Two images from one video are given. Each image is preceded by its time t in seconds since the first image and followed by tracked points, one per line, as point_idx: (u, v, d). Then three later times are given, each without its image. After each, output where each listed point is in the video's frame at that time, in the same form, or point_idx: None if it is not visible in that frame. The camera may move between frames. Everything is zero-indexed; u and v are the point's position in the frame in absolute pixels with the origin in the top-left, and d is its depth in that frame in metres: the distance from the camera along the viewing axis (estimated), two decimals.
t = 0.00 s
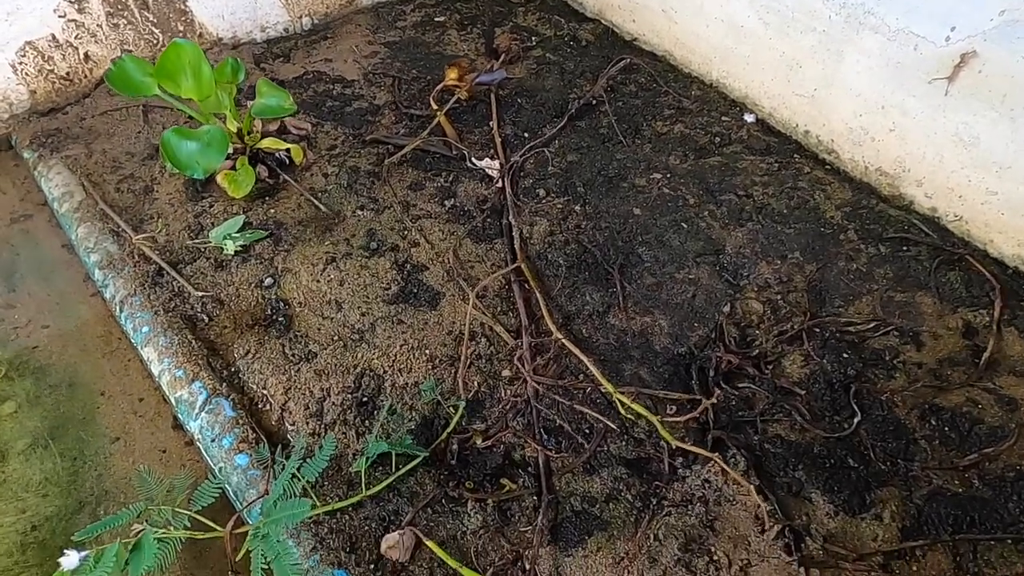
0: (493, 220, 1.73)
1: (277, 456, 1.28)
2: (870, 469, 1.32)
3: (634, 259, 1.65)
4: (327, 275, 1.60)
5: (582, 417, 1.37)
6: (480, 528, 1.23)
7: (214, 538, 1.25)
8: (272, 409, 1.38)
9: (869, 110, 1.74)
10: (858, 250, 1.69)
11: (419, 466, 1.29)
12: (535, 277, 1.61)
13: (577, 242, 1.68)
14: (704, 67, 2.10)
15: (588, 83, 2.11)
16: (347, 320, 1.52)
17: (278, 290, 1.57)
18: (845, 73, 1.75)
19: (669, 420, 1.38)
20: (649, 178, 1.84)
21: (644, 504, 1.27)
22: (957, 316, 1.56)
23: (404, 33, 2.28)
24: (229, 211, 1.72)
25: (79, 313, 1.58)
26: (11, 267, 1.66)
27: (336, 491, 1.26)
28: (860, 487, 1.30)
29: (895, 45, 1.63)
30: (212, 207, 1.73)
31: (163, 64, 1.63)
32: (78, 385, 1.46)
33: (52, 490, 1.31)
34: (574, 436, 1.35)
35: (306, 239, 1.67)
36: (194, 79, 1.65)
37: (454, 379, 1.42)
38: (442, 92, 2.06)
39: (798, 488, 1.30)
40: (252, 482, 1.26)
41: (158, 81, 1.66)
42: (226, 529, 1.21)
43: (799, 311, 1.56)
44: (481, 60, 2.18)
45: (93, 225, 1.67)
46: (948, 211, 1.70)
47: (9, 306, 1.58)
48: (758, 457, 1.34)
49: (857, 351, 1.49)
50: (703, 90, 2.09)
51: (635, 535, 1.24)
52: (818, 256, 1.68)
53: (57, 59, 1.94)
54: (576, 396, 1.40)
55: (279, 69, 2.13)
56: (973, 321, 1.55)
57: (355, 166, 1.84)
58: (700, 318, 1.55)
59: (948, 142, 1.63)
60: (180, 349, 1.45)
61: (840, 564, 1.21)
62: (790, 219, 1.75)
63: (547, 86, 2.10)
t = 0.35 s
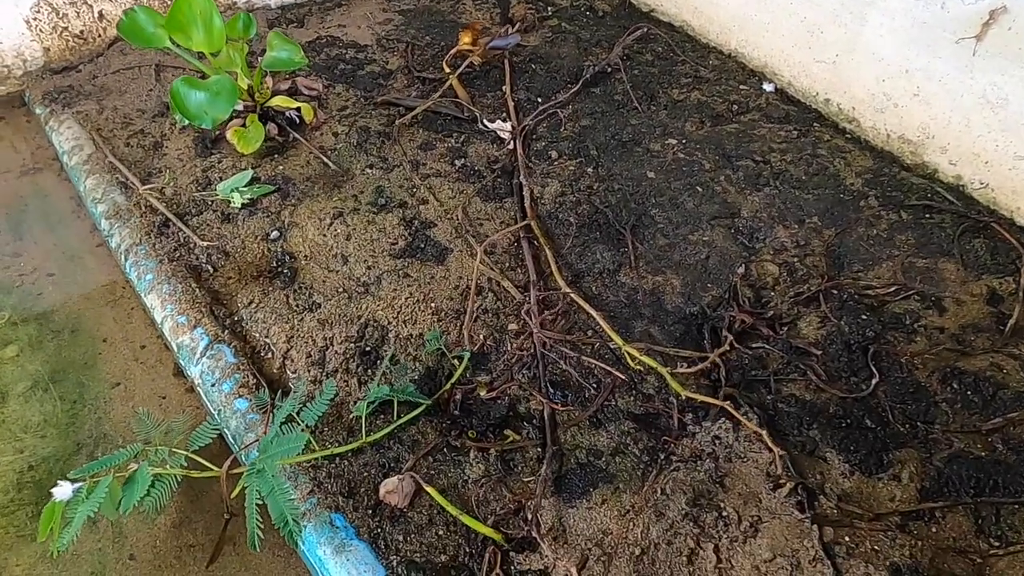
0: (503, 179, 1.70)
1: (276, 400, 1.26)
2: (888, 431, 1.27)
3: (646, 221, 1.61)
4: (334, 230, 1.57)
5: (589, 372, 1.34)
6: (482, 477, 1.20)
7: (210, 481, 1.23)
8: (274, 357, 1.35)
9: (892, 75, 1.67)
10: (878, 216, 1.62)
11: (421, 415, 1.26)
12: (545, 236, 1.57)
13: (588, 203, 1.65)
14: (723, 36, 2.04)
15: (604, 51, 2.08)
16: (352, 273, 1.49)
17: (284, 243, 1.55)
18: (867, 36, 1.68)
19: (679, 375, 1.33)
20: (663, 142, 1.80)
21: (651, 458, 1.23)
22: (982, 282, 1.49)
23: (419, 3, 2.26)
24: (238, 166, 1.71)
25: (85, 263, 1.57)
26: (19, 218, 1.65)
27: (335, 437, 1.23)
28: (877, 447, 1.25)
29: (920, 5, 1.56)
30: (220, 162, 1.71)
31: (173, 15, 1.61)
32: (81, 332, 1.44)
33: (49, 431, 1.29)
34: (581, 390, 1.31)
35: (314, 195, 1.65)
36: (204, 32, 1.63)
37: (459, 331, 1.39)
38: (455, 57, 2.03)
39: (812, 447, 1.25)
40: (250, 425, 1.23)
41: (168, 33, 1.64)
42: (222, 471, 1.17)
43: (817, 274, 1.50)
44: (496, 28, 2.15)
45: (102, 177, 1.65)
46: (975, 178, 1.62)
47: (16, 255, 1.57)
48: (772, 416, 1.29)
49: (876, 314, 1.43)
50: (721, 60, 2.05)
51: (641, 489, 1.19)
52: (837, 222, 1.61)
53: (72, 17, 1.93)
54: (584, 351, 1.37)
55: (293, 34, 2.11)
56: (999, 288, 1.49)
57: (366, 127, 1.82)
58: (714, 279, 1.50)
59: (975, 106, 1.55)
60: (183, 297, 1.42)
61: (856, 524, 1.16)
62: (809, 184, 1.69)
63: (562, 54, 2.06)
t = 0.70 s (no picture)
0: (549, 162, 1.69)
1: (332, 371, 1.26)
2: (947, 416, 1.26)
3: (694, 205, 1.60)
4: (382, 208, 1.58)
5: (643, 352, 1.33)
6: (538, 452, 1.19)
7: (264, 450, 1.24)
8: (326, 330, 1.35)
9: (944, 63, 1.65)
10: (928, 205, 1.60)
11: (475, 390, 1.26)
12: (593, 218, 1.56)
13: (636, 187, 1.64)
14: (766, 26, 2.03)
15: (645, 39, 2.07)
16: (401, 250, 1.49)
17: (332, 220, 1.55)
18: (920, 23, 1.66)
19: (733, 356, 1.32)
20: (709, 129, 1.79)
21: (708, 437, 1.22)
22: None
23: None
24: (285, 145, 1.71)
25: (135, 237, 1.57)
26: (69, 192, 1.66)
27: (391, 409, 1.23)
28: (937, 432, 1.24)
29: None
30: (267, 141, 1.72)
31: None
32: (132, 303, 1.45)
33: (105, 399, 1.30)
34: (635, 369, 1.31)
35: (362, 175, 1.65)
36: (255, 10, 1.63)
37: (511, 309, 1.38)
38: (496, 43, 2.03)
39: (871, 430, 1.24)
40: (306, 395, 1.23)
41: (220, 11, 1.65)
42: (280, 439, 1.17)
43: (869, 261, 1.49)
44: (536, 15, 2.14)
45: (151, 153, 1.66)
46: None
47: (67, 228, 1.58)
48: (828, 398, 1.28)
49: (931, 300, 1.42)
50: (763, 50, 2.03)
51: (699, 468, 1.18)
52: (887, 210, 1.59)
53: None
54: (637, 331, 1.36)
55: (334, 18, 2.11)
56: None
57: (410, 109, 1.82)
58: (764, 264, 1.49)
59: None
60: (235, 270, 1.43)
61: (918, 507, 1.14)
62: (857, 172, 1.68)
63: (603, 41, 2.05)
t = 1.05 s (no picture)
0: (594, 189, 1.78)
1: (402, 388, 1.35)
2: (976, 439, 1.34)
3: (733, 233, 1.69)
4: (438, 232, 1.67)
5: (689, 373, 1.42)
6: (595, 467, 1.28)
7: (339, 460, 1.34)
8: (393, 348, 1.45)
9: (972, 99, 1.74)
10: (956, 235, 1.69)
11: (534, 408, 1.35)
12: (638, 244, 1.65)
13: (677, 215, 1.72)
14: (797, 57, 2.11)
15: (681, 68, 2.15)
16: (458, 273, 1.59)
17: (393, 243, 1.65)
18: (948, 61, 1.75)
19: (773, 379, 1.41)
20: (744, 159, 1.87)
21: (752, 456, 1.31)
22: None
23: (500, 16, 2.35)
24: (344, 169, 1.81)
25: (206, 256, 1.67)
26: (142, 212, 1.76)
27: (458, 425, 1.32)
28: (967, 454, 1.32)
29: (1006, 34, 1.63)
30: (327, 165, 1.82)
31: (293, 27, 1.72)
32: (208, 319, 1.55)
33: (189, 410, 1.40)
34: (682, 390, 1.40)
35: (417, 199, 1.74)
36: (320, 43, 1.73)
37: (564, 331, 1.48)
38: (540, 71, 2.11)
39: (904, 452, 1.33)
40: (379, 411, 1.32)
41: (287, 44, 1.75)
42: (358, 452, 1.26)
43: (900, 289, 1.58)
44: (576, 43, 2.23)
45: (220, 175, 1.76)
46: None
47: (142, 246, 1.68)
48: (863, 420, 1.37)
49: (960, 328, 1.51)
50: (795, 80, 2.11)
51: (745, 485, 1.27)
52: (916, 239, 1.68)
53: (184, 24, 2.04)
54: (683, 354, 1.45)
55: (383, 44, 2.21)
56: None
57: (460, 135, 1.91)
58: (801, 290, 1.58)
59: None
60: (305, 290, 1.52)
61: (950, 524, 1.23)
62: (887, 203, 1.76)
63: (641, 70, 2.14)
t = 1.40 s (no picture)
0: (578, 178, 1.74)
1: (371, 376, 1.32)
2: (963, 433, 1.30)
3: (718, 223, 1.65)
4: (417, 220, 1.63)
5: (669, 364, 1.38)
6: (567, 459, 1.25)
7: (306, 450, 1.30)
8: (365, 337, 1.41)
9: (965, 89, 1.69)
10: (947, 227, 1.64)
11: (507, 397, 1.32)
12: (620, 234, 1.61)
13: (661, 204, 1.68)
14: (789, 48, 2.06)
15: (671, 59, 2.11)
16: (436, 262, 1.55)
17: (370, 231, 1.61)
18: (941, 51, 1.70)
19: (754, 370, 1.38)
20: (732, 149, 1.83)
21: (730, 449, 1.27)
22: None
23: (489, 7, 2.31)
24: (324, 157, 1.77)
25: (181, 243, 1.64)
26: (118, 198, 1.73)
27: (428, 414, 1.29)
28: (953, 449, 1.28)
29: (999, 22, 1.58)
30: (307, 153, 1.78)
31: (272, 12, 1.69)
32: (179, 306, 1.52)
33: (155, 398, 1.37)
34: (660, 381, 1.36)
35: (397, 187, 1.71)
36: (299, 28, 1.70)
37: (541, 321, 1.44)
38: (528, 60, 2.07)
39: (888, 446, 1.29)
40: (347, 400, 1.29)
41: (266, 28, 1.72)
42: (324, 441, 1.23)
43: (887, 281, 1.54)
44: (565, 33, 2.20)
45: (196, 162, 1.73)
46: None
47: (116, 233, 1.65)
48: (846, 413, 1.33)
49: (948, 321, 1.46)
50: (786, 71, 2.06)
51: (722, 478, 1.24)
52: (906, 231, 1.64)
53: (167, 11, 2.02)
54: (663, 344, 1.41)
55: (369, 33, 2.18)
56: None
57: (443, 124, 1.87)
58: (786, 281, 1.54)
59: None
60: (278, 277, 1.49)
61: (933, 520, 1.19)
62: (877, 194, 1.72)
63: (630, 60, 2.10)
